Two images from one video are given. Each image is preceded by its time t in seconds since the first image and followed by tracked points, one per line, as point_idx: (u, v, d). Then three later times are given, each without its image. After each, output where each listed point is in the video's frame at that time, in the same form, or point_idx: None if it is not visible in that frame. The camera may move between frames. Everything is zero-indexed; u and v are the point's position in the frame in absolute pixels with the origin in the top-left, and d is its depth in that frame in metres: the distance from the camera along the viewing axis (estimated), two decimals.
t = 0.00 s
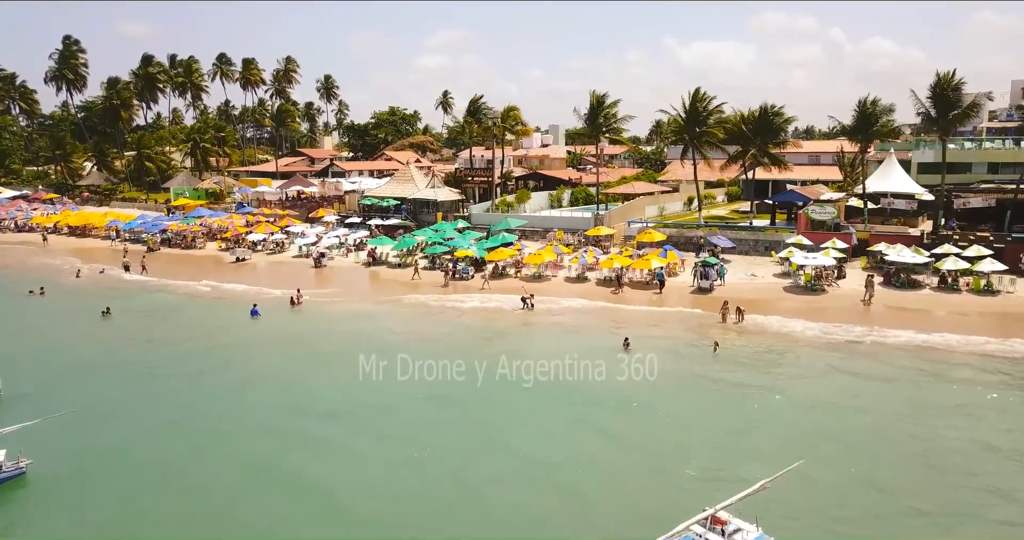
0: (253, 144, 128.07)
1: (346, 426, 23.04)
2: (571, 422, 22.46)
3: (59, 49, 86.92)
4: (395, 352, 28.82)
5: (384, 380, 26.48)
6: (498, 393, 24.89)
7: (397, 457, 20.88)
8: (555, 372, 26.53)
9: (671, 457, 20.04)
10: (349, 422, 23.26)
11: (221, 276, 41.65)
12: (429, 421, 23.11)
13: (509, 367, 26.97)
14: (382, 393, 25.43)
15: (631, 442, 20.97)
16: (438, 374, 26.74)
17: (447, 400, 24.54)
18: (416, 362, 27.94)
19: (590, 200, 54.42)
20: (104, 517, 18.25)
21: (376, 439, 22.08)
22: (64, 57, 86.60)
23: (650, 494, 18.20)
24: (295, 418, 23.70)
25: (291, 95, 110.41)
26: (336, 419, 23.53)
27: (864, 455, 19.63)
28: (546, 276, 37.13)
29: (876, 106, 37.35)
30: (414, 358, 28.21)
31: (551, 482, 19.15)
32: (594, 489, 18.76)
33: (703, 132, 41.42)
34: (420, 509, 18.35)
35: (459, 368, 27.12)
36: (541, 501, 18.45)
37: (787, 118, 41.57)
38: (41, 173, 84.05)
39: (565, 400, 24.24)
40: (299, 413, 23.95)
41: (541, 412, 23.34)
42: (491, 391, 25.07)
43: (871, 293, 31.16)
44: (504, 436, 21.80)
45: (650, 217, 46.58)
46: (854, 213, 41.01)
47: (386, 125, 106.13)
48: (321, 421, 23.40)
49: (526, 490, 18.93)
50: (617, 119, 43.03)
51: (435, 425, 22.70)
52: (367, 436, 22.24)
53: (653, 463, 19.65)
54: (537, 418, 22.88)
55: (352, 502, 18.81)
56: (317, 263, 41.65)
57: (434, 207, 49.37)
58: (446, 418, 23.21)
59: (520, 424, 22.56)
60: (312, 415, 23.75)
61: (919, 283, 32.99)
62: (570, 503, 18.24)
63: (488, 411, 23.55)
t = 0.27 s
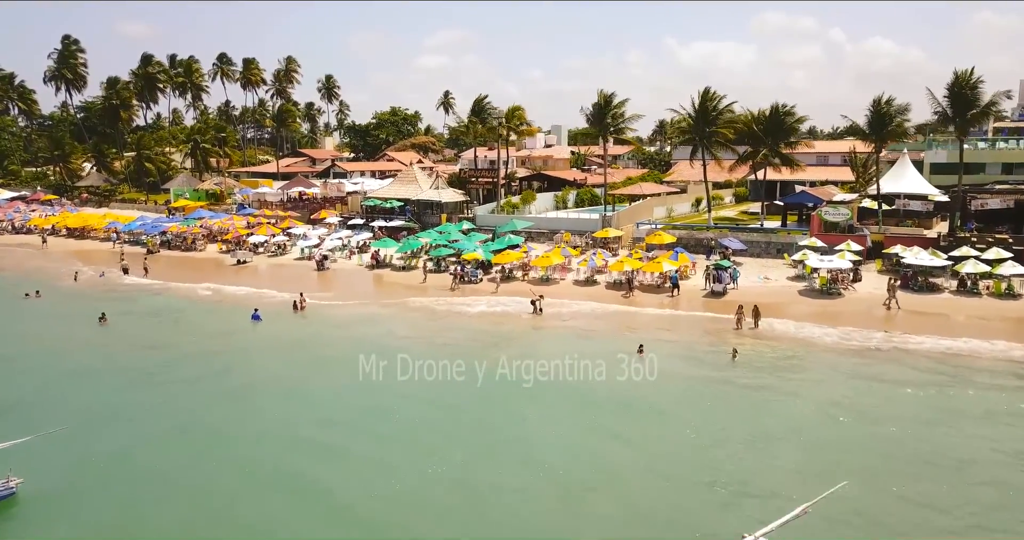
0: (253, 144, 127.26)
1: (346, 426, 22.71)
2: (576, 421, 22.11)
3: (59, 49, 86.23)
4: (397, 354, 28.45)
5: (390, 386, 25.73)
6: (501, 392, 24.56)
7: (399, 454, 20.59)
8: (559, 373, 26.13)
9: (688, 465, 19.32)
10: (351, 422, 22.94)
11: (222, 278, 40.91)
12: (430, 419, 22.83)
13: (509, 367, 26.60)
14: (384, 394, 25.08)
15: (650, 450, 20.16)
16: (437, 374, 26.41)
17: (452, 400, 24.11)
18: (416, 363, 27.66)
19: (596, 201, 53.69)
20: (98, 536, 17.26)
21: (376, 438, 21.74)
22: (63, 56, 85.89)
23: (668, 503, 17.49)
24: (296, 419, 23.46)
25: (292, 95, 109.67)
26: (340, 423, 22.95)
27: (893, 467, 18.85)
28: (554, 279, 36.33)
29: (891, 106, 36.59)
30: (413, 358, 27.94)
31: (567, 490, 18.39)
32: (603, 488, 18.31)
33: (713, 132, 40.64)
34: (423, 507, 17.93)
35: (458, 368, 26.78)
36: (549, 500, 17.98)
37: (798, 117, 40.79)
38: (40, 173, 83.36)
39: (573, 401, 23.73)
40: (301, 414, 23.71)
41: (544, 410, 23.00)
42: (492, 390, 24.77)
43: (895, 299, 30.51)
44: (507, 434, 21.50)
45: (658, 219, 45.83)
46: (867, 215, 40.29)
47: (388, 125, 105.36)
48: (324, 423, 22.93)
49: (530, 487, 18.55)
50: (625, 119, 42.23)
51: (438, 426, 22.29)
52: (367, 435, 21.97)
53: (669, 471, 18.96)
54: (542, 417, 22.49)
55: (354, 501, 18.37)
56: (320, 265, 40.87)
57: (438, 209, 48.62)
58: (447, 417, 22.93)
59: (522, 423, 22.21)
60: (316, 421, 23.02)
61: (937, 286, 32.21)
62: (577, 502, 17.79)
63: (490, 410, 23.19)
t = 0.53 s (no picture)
0: (253, 145, 126.44)
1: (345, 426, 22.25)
2: (581, 424, 21.58)
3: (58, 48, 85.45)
4: (398, 356, 27.93)
5: (396, 391, 24.91)
6: (502, 394, 24.09)
7: (399, 455, 20.13)
8: (564, 375, 25.62)
9: (704, 471, 18.60)
10: (350, 423, 22.39)
11: (221, 280, 40.12)
12: (430, 420, 22.38)
13: (509, 368, 26.22)
14: (385, 396, 24.50)
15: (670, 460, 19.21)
16: (437, 374, 26.09)
17: (455, 404, 23.49)
18: (416, 363, 27.30)
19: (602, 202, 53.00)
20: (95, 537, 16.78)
21: (376, 438, 21.29)
22: (62, 55, 85.10)
23: (681, 510, 16.89)
24: (292, 419, 22.96)
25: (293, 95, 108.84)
26: (342, 426, 22.15)
27: (925, 478, 17.98)
28: (562, 282, 35.48)
29: (907, 105, 35.76)
30: (413, 359, 27.58)
31: (582, 501, 17.50)
32: (615, 494, 17.61)
33: (723, 131, 39.78)
34: (426, 511, 17.42)
35: (459, 368, 26.43)
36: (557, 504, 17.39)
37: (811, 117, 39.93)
38: (38, 174, 82.59)
39: (579, 404, 23.11)
40: (298, 415, 23.17)
41: (547, 412, 22.54)
42: (491, 391, 24.42)
43: (917, 304, 29.68)
44: (508, 435, 21.09)
45: (666, 220, 45.01)
46: (881, 217, 39.50)
47: (390, 126, 104.54)
48: (324, 426, 22.26)
49: (535, 487, 18.18)
50: (633, 119, 41.37)
51: (442, 429, 21.72)
52: (365, 434, 21.57)
53: (684, 478, 18.28)
54: (547, 420, 21.97)
55: (357, 503, 17.88)
56: (322, 268, 40.03)
57: (442, 210, 47.82)
58: (448, 418, 22.48)
59: (525, 425, 21.75)
60: (320, 426, 22.24)
61: (958, 290, 31.38)
62: (587, 506, 17.28)
63: (492, 411, 22.78)
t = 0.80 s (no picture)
0: (253, 146, 125.38)
1: (349, 433, 21.89)
2: (594, 432, 21.03)
3: (56, 48, 84.48)
4: (403, 360, 27.40)
5: (404, 399, 24.10)
6: (511, 400, 23.58)
7: (407, 465, 19.76)
8: (575, 382, 24.88)
9: (728, 486, 17.75)
10: (357, 432, 21.90)
11: (222, 284, 39.11)
12: (435, 425, 22.07)
13: (509, 368, 26.11)
14: (393, 403, 23.90)
15: (693, 475, 18.40)
16: (438, 374, 26.00)
17: (465, 412, 22.84)
18: (416, 363, 27.19)
19: (609, 203, 52.16)
20: None
21: (379, 445, 21.03)
22: (60, 54, 84.12)
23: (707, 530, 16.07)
24: (298, 425, 22.54)
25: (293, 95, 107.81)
26: (350, 439, 21.50)
27: (965, 493, 17.09)
28: (572, 286, 34.47)
29: (928, 103, 34.75)
30: (413, 359, 27.47)
31: (602, 518, 16.81)
32: (635, 510, 17.01)
33: (737, 131, 38.83)
34: (434, 522, 17.03)
35: (459, 368, 26.30)
36: (572, 519, 16.87)
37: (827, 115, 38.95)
38: (36, 175, 81.57)
39: (591, 410, 22.53)
40: (303, 422, 22.68)
41: (557, 418, 22.08)
42: (495, 392, 24.24)
43: (945, 309, 28.61)
44: (516, 442, 20.76)
45: (676, 222, 44.09)
46: (897, 219, 38.55)
47: (391, 126, 103.53)
48: (331, 437, 21.68)
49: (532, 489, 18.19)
50: (644, 118, 40.30)
51: (451, 438, 21.11)
52: (366, 440, 21.43)
53: (706, 493, 17.52)
54: (559, 428, 21.40)
55: (365, 518, 17.45)
56: (325, 271, 39.03)
57: (446, 211, 46.89)
58: (454, 423, 22.07)
59: (526, 428, 21.55)
60: (325, 437, 21.46)
61: (982, 295, 30.36)
62: (605, 523, 16.54)
63: (498, 417, 22.41)
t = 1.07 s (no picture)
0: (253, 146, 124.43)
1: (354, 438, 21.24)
2: (609, 440, 20.41)
3: (55, 47, 83.65)
4: (408, 365, 26.64)
5: (412, 404, 23.35)
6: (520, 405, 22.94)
7: (415, 473, 19.16)
8: (587, 388, 24.15)
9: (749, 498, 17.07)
10: (361, 437, 21.26)
11: (221, 287, 38.24)
12: (441, 429, 21.44)
13: (509, 367, 25.81)
14: (399, 407, 23.19)
15: (718, 489, 17.63)
16: (437, 374, 25.58)
17: (473, 418, 22.09)
18: (416, 363, 26.80)
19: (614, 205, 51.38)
20: None
21: (386, 448, 20.52)
22: (58, 53, 83.19)
23: None
24: (303, 429, 21.89)
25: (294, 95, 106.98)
26: (357, 445, 20.77)
27: (1004, 509, 16.33)
28: (581, 290, 33.61)
29: (946, 102, 34.00)
30: (413, 359, 27.10)
31: (614, 529, 16.21)
32: (654, 520, 16.48)
33: (748, 131, 38.09)
34: (442, 533, 16.41)
35: (459, 368, 25.99)
36: (581, 523, 16.48)
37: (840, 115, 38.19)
38: (33, 175, 80.67)
39: (602, 417, 21.89)
40: (306, 427, 21.99)
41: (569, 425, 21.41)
42: (503, 395, 23.67)
43: (974, 315, 27.61)
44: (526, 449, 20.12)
45: (684, 224, 43.29)
46: (913, 221, 37.66)
47: (392, 126, 102.77)
48: (334, 443, 21.01)
49: (531, 490, 17.89)
50: (653, 118, 39.47)
51: (458, 444, 20.46)
52: (370, 443, 20.86)
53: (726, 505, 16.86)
54: (571, 433, 20.79)
55: (369, 525, 16.99)
56: (326, 274, 38.14)
57: (450, 213, 46.09)
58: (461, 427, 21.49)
59: (527, 428, 21.22)
60: (328, 445, 20.77)
61: (1004, 299, 29.46)
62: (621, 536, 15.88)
63: (505, 421, 21.80)
